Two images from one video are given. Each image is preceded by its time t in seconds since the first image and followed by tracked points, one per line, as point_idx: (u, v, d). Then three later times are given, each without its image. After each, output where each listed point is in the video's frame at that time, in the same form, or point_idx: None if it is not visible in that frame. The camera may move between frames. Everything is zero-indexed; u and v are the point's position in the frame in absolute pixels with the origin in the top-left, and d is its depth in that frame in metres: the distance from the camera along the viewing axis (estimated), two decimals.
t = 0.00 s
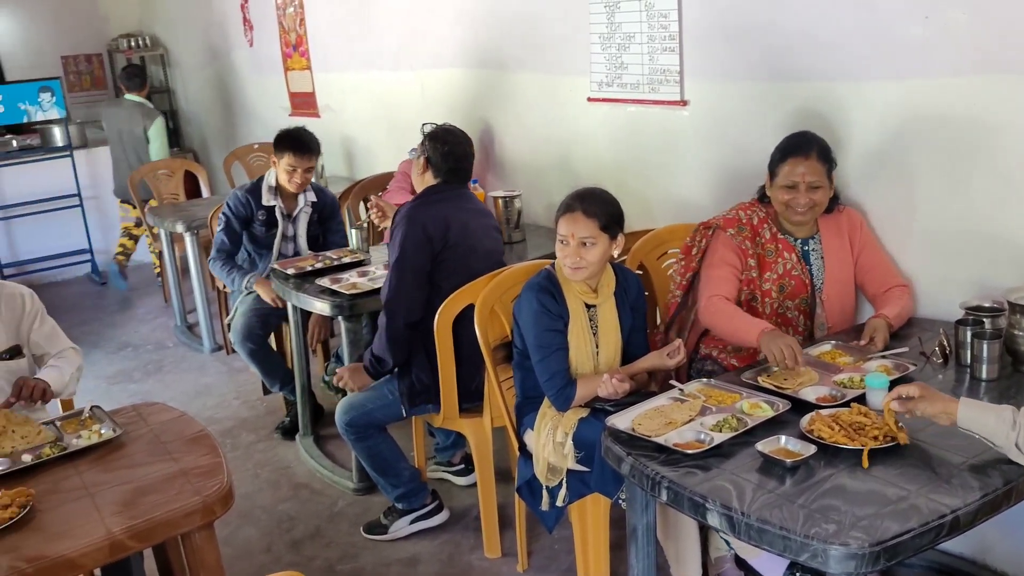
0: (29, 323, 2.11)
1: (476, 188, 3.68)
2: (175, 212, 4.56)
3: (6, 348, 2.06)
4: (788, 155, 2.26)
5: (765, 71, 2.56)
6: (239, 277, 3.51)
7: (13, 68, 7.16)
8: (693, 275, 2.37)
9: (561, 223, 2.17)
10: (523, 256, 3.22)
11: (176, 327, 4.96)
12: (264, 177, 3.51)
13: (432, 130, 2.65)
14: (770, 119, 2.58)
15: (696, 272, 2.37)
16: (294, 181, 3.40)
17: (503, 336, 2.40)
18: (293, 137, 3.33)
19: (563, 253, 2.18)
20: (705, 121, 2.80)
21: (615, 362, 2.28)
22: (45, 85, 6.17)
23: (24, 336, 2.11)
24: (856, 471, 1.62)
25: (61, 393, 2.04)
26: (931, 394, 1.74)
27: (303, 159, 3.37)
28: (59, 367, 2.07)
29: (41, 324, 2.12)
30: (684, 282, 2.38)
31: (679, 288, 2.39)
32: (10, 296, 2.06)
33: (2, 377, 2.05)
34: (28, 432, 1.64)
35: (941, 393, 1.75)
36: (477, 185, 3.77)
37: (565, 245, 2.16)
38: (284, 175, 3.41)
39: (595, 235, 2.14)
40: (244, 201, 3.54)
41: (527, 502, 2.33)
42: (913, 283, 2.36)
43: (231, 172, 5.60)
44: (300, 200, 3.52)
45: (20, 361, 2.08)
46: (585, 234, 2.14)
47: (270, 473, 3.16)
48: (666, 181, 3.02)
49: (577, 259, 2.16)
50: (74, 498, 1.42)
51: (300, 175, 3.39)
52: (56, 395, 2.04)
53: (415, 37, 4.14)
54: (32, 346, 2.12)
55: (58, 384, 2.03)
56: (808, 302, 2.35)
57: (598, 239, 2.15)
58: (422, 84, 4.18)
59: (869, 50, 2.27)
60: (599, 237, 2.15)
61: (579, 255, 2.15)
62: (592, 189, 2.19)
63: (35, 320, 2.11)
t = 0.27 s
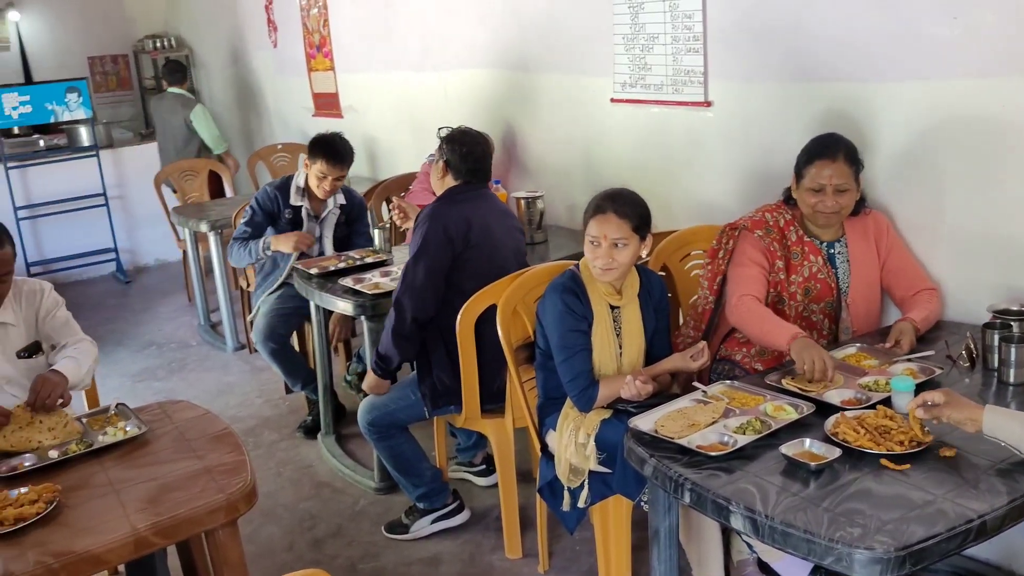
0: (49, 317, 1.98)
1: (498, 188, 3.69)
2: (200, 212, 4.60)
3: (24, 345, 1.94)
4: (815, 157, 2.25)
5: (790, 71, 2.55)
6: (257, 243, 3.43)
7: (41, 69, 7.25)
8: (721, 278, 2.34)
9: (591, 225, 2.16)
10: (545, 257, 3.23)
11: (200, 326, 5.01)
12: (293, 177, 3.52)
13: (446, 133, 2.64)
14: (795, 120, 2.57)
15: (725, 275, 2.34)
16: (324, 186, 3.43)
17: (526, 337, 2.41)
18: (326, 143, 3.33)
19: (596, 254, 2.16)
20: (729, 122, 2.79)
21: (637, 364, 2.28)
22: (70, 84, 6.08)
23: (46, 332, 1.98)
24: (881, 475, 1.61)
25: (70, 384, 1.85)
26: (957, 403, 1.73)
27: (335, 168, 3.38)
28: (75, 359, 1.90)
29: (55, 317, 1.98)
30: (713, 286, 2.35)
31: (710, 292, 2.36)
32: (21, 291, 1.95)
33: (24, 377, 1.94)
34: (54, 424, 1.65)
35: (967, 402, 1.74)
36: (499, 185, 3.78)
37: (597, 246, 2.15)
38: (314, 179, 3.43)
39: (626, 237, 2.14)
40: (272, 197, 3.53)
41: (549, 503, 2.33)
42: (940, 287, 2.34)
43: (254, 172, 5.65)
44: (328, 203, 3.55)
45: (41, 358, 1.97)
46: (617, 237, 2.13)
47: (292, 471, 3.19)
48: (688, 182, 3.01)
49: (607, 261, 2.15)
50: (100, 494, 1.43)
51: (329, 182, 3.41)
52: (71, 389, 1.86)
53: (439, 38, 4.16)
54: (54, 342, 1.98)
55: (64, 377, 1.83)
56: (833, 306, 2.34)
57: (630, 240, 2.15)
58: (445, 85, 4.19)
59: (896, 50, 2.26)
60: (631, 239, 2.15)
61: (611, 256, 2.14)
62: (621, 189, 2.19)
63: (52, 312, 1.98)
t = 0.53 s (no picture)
0: (66, 314, 2.01)
1: (520, 190, 3.70)
2: (223, 212, 4.64)
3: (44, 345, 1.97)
4: (837, 161, 2.23)
5: (814, 73, 2.53)
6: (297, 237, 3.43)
7: (67, 70, 7.39)
8: (744, 281, 2.32)
9: (619, 222, 2.15)
10: (566, 259, 3.23)
11: (223, 325, 5.05)
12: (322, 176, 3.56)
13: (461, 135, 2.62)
14: (819, 122, 2.55)
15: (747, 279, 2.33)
16: (350, 187, 3.45)
17: (546, 338, 2.41)
18: (355, 144, 3.35)
19: (650, 259, 2.12)
20: (752, 124, 2.78)
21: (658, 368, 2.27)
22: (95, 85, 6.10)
23: (67, 329, 2.01)
24: (904, 481, 1.59)
25: (90, 378, 1.87)
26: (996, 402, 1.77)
27: (361, 169, 3.40)
28: (95, 354, 1.92)
29: (76, 313, 2.00)
30: (736, 290, 2.33)
31: (731, 295, 2.35)
32: (41, 289, 1.97)
33: (45, 375, 1.97)
34: (76, 421, 1.66)
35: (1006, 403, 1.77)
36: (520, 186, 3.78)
37: (654, 250, 2.11)
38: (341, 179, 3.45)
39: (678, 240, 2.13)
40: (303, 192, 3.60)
41: (568, 506, 2.33)
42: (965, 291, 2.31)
43: (277, 172, 5.69)
44: (354, 203, 3.58)
45: (63, 355, 1.99)
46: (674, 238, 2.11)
47: (312, 471, 3.21)
48: (710, 184, 3.00)
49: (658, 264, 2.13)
50: (122, 491, 1.45)
51: (355, 183, 3.43)
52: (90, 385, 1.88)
53: (461, 39, 4.17)
54: (74, 339, 2.00)
55: (83, 371, 1.85)
56: (856, 310, 2.32)
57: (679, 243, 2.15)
58: (467, 86, 4.20)
59: (922, 52, 2.24)
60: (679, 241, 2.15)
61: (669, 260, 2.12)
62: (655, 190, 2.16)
63: (69, 309, 2.00)
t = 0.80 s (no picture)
0: (80, 305, 2.02)
1: (533, 184, 3.68)
2: (238, 205, 4.66)
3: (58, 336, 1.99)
4: (845, 152, 2.23)
5: (830, 67, 2.51)
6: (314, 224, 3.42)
7: (86, 63, 7.45)
8: (755, 276, 2.31)
9: (634, 216, 2.14)
10: (579, 253, 3.22)
11: (237, 318, 5.08)
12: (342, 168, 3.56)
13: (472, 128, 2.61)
14: (835, 116, 2.53)
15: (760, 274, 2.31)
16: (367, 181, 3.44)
17: (557, 333, 2.41)
18: (375, 140, 3.34)
19: (674, 253, 2.11)
20: (767, 119, 2.76)
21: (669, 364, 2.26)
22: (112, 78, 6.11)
23: (78, 319, 2.02)
24: (916, 480, 1.57)
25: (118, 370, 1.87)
26: None
27: (380, 165, 3.39)
28: (117, 346, 1.93)
29: (88, 304, 2.02)
30: (748, 285, 2.32)
31: (743, 291, 2.33)
32: (53, 281, 1.99)
33: (57, 367, 2.00)
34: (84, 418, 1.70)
35: None
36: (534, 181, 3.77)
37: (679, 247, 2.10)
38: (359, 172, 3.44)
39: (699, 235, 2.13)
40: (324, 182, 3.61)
41: (578, 501, 2.32)
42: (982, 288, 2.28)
43: (293, 166, 5.70)
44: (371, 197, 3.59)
45: (74, 347, 2.02)
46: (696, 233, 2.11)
47: (323, 464, 3.22)
48: (723, 178, 2.98)
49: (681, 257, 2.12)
50: (130, 482, 1.46)
51: (373, 178, 3.42)
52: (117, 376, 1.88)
53: (476, 33, 4.16)
54: (85, 329, 2.02)
55: (113, 366, 1.85)
56: (869, 307, 2.29)
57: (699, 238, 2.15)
58: (482, 80, 4.19)
59: (940, 45, 2.20)
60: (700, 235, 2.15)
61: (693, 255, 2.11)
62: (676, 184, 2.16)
63: (83, 300, 2.02)
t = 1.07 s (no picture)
0: (95, 300, 2.03)
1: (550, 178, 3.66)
2: (255, 198, 4.67)
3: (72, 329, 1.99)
4: (865, 145, 2.20)
5: (851, 61, 2.46)
6: (316, 215, 3.44)
7: (107, 56, 7.50)
8: (772, 273, 2.28)
9: (649, 211, 2.11)
10: (595, 249, 3.19)
11: (254, 311, 5.09)
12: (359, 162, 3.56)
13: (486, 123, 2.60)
14: (856, 111, 2.49)
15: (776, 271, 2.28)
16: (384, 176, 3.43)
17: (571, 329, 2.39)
18: (393, 134, 3.33)
19: (689, 248, 2.08)
20: (786, 114, 2.72)
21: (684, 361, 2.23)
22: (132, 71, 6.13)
23: (92, 313, 2.03)
24: (934, 482, 1.54)
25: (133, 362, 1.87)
26: None
27: (398, 160, 3.38)
28: (133, 340, 1.93)
29: (103, 299, 2.02)
30: (764, 282, 2.30)
31: (759, 288, 2.31)
32: (68, 274, 1.99)
33: (72, 360, 1.99)
34: (92, 408, 1.69)
35: None
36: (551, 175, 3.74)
37: (696, 242, 2.07)
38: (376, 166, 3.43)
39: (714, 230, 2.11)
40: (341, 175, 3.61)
41: (591, 499, 2.31)
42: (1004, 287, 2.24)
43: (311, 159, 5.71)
44: (388, 191, 3.57)
45: (88, 342, 2.01)
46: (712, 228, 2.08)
47: (337, 458, 3.22)
48: (742, 174, 2.94)
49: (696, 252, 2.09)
50: (140, 475, 1.45)
51: (390, 173, 3.41)
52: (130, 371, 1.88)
53: (494, 26, 4.14)
54: (100, 323, 2.02)
55: (127, 359, 1.85)
56: (888, 305, 2.25)
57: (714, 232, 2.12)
58: (500, 73, 4.17)
59: (965, 38, 2.16)
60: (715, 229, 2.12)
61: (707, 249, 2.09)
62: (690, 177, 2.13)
63: (99, 294, 2.02)
